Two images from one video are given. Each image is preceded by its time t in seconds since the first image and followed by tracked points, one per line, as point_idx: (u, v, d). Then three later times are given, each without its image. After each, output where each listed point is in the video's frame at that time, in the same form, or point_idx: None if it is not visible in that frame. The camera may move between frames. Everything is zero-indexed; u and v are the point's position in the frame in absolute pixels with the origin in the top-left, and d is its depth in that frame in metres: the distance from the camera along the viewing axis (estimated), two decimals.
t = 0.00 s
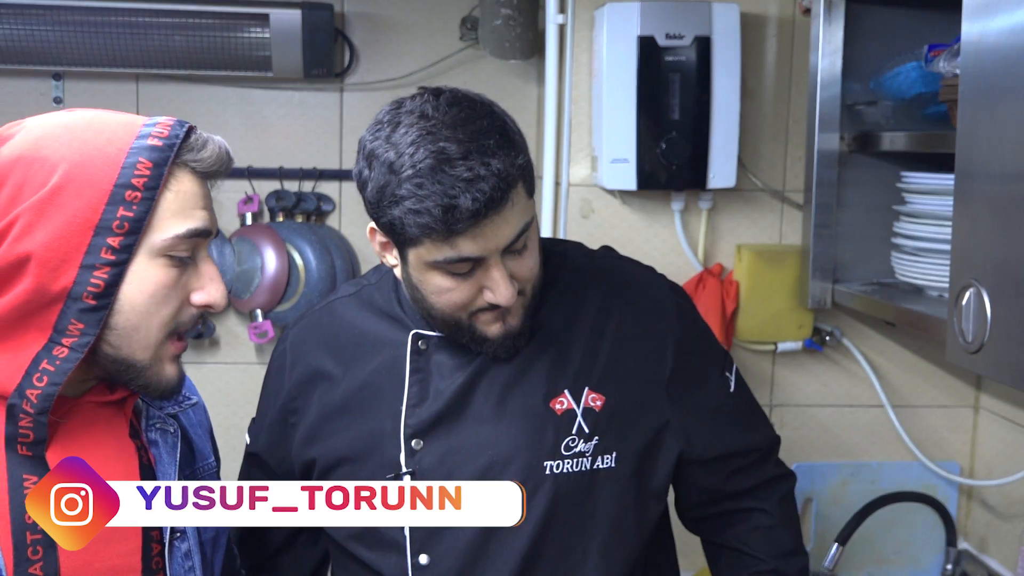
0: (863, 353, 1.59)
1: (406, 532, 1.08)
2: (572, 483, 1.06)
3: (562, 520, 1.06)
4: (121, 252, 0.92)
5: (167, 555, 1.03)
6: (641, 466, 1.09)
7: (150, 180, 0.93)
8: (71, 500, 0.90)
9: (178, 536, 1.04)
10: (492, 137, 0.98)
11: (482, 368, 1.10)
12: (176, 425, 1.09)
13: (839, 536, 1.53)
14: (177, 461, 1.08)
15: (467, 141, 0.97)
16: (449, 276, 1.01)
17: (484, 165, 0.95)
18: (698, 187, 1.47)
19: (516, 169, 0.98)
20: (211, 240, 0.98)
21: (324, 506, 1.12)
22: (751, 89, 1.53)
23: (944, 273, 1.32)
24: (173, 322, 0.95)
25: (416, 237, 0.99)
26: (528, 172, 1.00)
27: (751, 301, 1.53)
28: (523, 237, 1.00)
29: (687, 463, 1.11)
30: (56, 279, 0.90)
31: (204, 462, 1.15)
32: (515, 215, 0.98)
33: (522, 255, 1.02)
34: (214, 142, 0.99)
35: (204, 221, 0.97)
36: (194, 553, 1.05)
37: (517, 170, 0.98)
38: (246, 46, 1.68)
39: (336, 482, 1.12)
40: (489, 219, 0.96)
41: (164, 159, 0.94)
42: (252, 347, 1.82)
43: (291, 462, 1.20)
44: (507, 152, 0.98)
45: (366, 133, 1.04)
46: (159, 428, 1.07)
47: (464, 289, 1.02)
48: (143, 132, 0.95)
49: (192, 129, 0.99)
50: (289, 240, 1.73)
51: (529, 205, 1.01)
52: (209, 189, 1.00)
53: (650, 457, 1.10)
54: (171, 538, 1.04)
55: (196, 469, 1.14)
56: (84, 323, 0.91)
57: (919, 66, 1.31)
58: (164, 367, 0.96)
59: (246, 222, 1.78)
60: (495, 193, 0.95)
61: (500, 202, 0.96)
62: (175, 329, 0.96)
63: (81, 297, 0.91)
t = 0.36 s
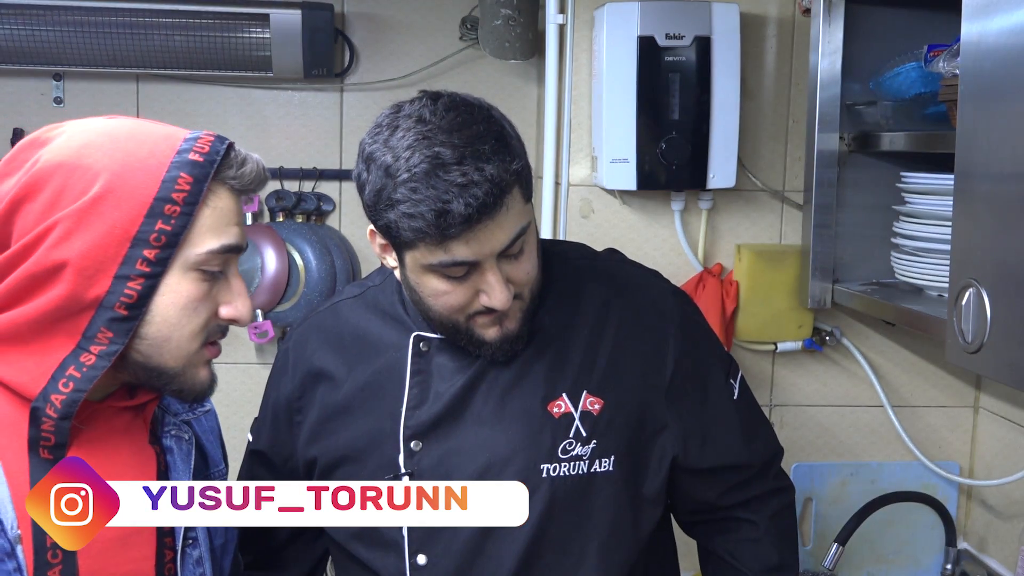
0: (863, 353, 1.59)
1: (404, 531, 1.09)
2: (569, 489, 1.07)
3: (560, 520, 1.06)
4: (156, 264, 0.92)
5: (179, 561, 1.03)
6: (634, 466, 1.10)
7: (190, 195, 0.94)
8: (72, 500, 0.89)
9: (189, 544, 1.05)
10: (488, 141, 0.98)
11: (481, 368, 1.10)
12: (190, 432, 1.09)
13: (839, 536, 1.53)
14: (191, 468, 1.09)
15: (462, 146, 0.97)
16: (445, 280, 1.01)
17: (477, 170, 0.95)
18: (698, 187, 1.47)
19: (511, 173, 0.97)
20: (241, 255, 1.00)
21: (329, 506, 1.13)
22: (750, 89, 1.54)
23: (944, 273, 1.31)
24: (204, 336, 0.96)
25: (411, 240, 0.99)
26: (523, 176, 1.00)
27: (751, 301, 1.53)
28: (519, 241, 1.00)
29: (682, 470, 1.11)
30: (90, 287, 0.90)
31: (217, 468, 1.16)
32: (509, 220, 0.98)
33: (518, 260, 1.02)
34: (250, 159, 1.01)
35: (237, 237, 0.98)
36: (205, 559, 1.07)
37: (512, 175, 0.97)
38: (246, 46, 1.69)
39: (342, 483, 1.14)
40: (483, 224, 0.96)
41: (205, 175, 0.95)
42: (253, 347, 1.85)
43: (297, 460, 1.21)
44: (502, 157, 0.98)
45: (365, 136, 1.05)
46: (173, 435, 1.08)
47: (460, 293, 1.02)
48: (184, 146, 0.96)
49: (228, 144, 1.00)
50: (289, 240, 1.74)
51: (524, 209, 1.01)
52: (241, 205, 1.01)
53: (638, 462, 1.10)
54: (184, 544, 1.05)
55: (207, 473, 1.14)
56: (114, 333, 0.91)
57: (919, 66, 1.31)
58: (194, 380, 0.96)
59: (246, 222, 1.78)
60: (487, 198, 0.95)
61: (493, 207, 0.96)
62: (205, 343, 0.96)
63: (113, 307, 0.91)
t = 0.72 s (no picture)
0: (863, 353, 1.59)
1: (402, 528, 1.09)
2: (566, 488, 1.07)
3: (558, 517, 1.06)
4: (151, 254, 0.91)
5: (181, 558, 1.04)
6: (632, 468, 1.10)
7: (186, 186, 0.93)
8: (72, 501, 0.89)
9: (191, 541, 1.05)
10: (491, 138, 0.99)
11: (480, 367, 1.11)
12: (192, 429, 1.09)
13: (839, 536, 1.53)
14: (192, 466, 1.09)
15: (465, 142, 0.97)
16: (445, 275, 1.01)
17: (479, 167, 0.96)
18: (698, 187, 1.47)
19: (512, 171, 0.98)
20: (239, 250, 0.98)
21: (330, 506, 1.14)
22: (750, 89, 1.54)
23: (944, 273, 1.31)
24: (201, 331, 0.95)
25: (410, 235, 1.00)
26: (526, 174, 1.00)
27: (751, 301, 1.53)
28: (519, 238, 1.00)
29: (677, 473, 1.11)
30: (86, 278, 0.90)
31: (218, 465, 1.16)
32: (510, 216, 0.98)
33: (518, 257, 1.02)
34: (250, 154, 1.00)
35: (234, 231, 0.97)
36: (206, 556, 1.07)
37: (514, 172, 0.98)
38: (245, 46, 1.69)
39: (342, 482, 1.14)
40: (482, 220, 0.96)
41: (201, 167, 0.95)
42: (253, 347, 1.85)
43: (300, 454, 1.21)
44: (505, 154, 0.98)
45: (370, 131, 1.05)
46: (174, 432, 1.08)
47: (460, 289, 1.02)
48: (181, 140, 0.96)
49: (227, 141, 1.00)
50: (288, 240, 1.74)
51: (526, 208, 1.01)
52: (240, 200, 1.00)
53: (636, 464, 1.10)
54: (186, 542, 1.05)
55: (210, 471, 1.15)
56: (111, 324, 0.91)
57: (919, 65, 1.30)
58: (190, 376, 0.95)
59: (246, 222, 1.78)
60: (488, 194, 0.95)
61: (493, 203, 0.96)
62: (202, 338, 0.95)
63: (110, 297, 0.90)
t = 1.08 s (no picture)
0: (863, 353, 1.59)
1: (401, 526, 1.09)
2: (565, 482, 1.07)
3: (556, 513, 1.06)
4: (156, 257, 0.92)
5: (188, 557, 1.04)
6: (632, 463, 1.10)
7: (195, 189, 0.94)
8: (72, 501, 0.89)
9: (197, 540, 1.06)
10: (483, 125, 1.00)
11: (479, 366, 1.11)
12: (199, 429, 1.10)
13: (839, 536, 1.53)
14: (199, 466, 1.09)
15: (457, 130, 0.99)
16: (440, 263, 1.03)
17: (470, 152, 0.97)
18: (698, 188, 1.47)
19: (504, 156, 0.99)
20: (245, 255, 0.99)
21: (330, 506, 1.14)
22: (750, 88, 1.54)
23: (944, 273, 1.31)
24: (204, 333, 0.95)
25: (404, 221, 1.01)
26: (518, 161, 1.01)
27: (751, 301, 1.53)
28: (512, 228, 1.01)
29: (676, 470, 1.11)
30: (92, 278, 0.90)
31: (225, 466, 1.15)
32: (503, 202, 0.99)
33: (513, 247, 1.03)
34: (260, 158, 1.01)
35: (240, 235, 0.97)
36: (212, 556, 1.07)
37: (505, 158, 0.99)
38: (245, 46, 1.69)
39: (342, 482, 1.14)
40: (474, 205, 0.97)
41: (210, 171, 0.95)
42: (253, 347, 1.85)
43: (300, 450, 1.21)
44: (496, 141, 0.99)
45: (367, 124, 1.06)
46: (182, 432, 1.08)
47: (455, 277, 1.02)
48: (192, 144, 0.96)
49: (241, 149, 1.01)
50: (289, 240, 1.74)
51: (520, 197, 1.02)
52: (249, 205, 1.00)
53: (636, 461, 1.10)
54: (192, 541, 1.05)
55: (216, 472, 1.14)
56: (116, 325, 0.91)
57: (919, 65, 1.30)
58: (195, 377, 0.95)
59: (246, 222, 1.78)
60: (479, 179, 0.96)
61: (485, 189, 0.97)
62: (206, 341, 0.95)
63: (115, 298, 0.91)
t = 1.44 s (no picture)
0: (863, 353, 1.59)
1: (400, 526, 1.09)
2: (558, 481, 1.07)
3: (551, 511, 1.06)
4: (150, 252, 0.92)
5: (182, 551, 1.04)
6: (627, 463, 1.10)
7: (186, 186, 0.94)
8: (71, 501, 0.88)
9: (190, 533, 1.05)
10: (471, 127, 1.00)
11: (477, 366, 1.11)
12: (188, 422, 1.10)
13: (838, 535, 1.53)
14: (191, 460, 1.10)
15: (445, 132, 0.99)
16: (430, 265, 1.03)
17: (457, 154, 0.97)
18: (698, 187, 1.47)
19: (492, 157, 0.99)
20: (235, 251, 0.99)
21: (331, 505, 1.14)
22: (750, 88, 1.54)
23: (944, 273, 1.31)
24: (194, 328, 0.95)
25: (394, 224, 1.02)
26: (508, 162, 1.02)
27: (751, 301, 1.53)
28: (503, 228, 1.01)
29: (671, 468, 1.11)
30: (85, 274, 0.90)
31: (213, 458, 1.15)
32: (492, 204, 1.00)
33: (503, 247, 1.03)
34: (247, 160, 1.02)
35: (230, 231, 0.98)
36: (203, 548, 1.07)
37: (494, 159, 0.99)
38: (245, 46, 1.69)
39: (340, 482, 1.15)
40: (463, 206, 0.98)
41: (201, 169, 0.96)
42: (253, 347, 1.85)
43: (299, 451, 1.21)
44: (484, 142, 1.00)
45: (357, 127, 1.07)
46: (172, 426, 1.08)
47: (446, 279, 1.03)
48: (182, 143, 0.97)
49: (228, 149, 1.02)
50: (288, 240, 1.74)
51: (509, 198, 1.02)
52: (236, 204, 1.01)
53: (632, 460, 1.11)
54: (187, 536, 1.05)
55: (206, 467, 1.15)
56: (110, 320, 0.91)
57: (919, 65, 1.30)
58: (185, 371, 0.96)
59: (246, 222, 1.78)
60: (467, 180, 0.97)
61: (473, 190, 0.98)
62: (194, 334, 0.96)
63: (109, 294, 0.91)
